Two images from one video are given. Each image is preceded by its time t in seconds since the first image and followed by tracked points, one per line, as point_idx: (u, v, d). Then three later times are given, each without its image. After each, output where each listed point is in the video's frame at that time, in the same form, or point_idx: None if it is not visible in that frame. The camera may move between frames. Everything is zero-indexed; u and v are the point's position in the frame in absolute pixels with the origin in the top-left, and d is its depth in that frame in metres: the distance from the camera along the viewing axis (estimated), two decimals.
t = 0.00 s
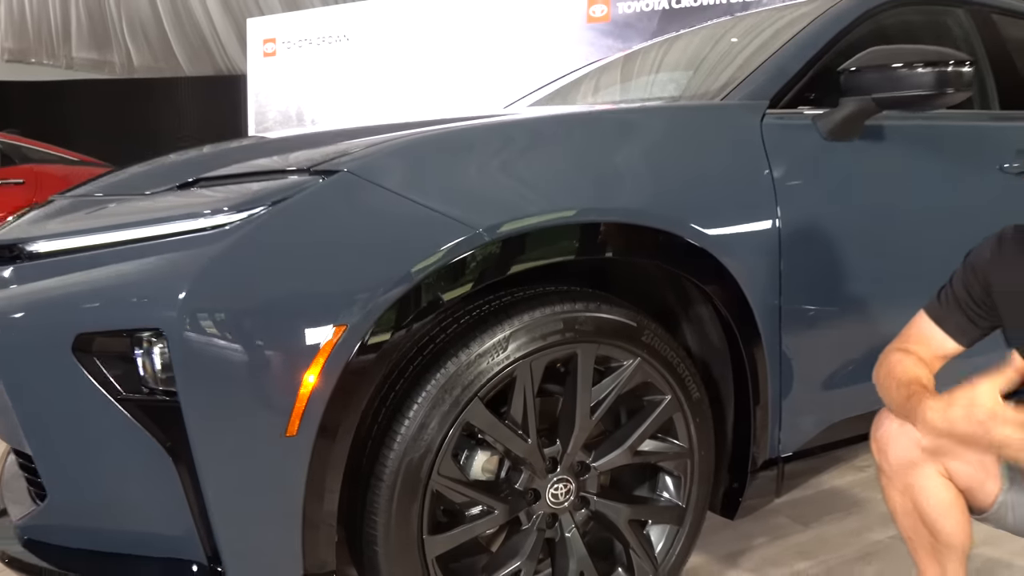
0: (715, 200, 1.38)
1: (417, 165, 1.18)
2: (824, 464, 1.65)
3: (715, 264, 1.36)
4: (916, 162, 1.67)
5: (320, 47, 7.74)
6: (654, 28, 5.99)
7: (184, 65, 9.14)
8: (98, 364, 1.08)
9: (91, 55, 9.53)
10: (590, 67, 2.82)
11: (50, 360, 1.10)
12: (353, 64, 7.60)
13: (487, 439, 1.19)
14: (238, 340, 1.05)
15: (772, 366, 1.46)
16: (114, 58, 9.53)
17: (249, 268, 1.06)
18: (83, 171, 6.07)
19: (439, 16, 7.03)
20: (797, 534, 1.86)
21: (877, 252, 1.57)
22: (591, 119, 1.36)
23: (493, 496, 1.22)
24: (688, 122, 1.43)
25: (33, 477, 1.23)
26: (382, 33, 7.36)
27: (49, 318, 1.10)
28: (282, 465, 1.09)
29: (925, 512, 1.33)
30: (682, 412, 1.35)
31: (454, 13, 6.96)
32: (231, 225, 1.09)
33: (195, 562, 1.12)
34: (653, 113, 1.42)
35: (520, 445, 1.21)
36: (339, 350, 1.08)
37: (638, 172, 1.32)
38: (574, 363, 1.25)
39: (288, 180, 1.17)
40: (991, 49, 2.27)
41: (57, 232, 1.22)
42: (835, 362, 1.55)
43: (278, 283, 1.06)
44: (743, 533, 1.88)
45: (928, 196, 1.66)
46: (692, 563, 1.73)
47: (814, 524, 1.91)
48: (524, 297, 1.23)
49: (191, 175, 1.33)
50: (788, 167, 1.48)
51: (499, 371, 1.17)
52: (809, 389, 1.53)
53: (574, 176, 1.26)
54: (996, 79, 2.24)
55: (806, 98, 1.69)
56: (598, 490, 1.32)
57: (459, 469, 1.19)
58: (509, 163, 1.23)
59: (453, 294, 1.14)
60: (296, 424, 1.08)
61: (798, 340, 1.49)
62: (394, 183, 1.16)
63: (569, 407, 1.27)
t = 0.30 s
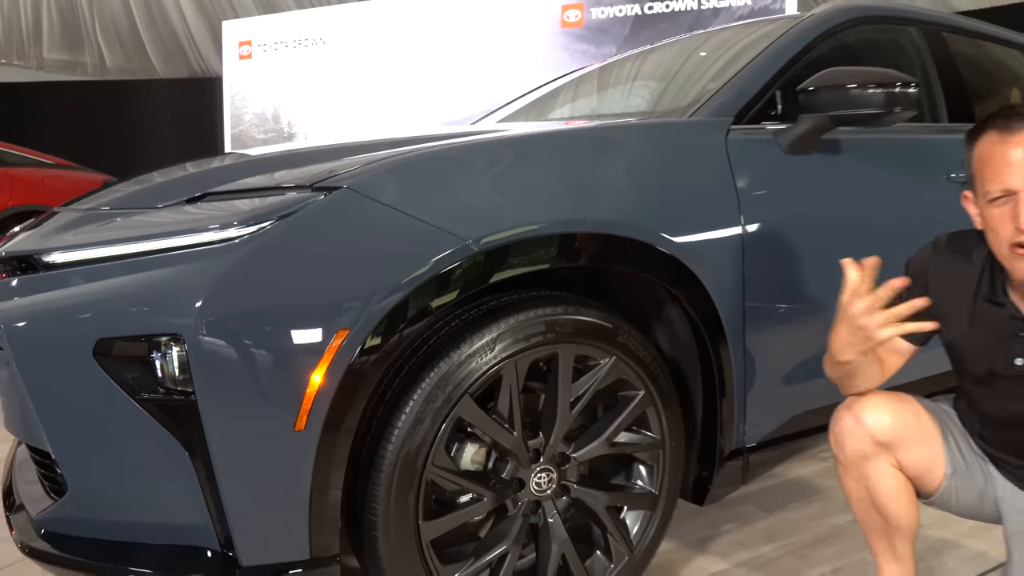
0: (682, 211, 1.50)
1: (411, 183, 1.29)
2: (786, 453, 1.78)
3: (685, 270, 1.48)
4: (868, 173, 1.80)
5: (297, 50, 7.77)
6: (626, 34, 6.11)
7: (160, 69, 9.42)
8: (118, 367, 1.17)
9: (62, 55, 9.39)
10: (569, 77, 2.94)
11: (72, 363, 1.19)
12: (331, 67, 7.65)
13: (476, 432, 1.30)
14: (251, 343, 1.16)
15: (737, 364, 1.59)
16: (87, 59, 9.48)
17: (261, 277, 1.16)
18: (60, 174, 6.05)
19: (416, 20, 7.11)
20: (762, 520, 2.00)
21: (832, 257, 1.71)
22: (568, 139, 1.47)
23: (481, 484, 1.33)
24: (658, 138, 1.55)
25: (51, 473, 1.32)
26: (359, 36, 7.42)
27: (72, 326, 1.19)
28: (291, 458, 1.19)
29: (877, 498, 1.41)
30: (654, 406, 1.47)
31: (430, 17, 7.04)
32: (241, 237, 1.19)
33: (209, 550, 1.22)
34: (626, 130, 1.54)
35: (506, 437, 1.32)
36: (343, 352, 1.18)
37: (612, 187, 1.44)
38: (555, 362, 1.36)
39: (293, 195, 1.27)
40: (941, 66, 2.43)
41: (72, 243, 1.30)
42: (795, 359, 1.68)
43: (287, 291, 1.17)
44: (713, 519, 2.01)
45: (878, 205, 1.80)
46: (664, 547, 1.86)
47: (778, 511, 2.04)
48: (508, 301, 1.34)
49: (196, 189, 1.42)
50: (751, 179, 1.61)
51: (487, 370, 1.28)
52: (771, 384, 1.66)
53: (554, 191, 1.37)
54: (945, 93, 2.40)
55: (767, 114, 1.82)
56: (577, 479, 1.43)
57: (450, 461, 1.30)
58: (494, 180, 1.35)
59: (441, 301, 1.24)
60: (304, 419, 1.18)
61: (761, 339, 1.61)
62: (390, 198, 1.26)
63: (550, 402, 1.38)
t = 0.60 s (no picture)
0: (647, 222, 1.62)
1: (396, 200, 1.40)
2: (747, 445, 1.91)
3: (650, 277, 1.61)
4: (821, 185, 1.94)
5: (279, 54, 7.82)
6: (603, 39, 6.19)
7: (140, 72, 9.43)
8: (129, 370, 1.28)
9: (41, 58, 9.33)
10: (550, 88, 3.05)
11: (88, 366, 1.30)
12: (313, 71, 7.71)
13: (458, 428, 1.42)
14: (251, 349, 1.27)
15: (699, 363, 1.71)
16: (66, 62, 9.45)
17: (259, 288, 1.27)
18: (42, 179, 6.06)
19: (397, 25, 7.18)
20: (728, 509, 2.13)
21: (787, 263, 1.84)
22: (541, 156, 1.59)
23: (463, 476, 1.45)
24: (625, 155, 1.67)
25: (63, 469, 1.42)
26: (341, 40, 7.48)
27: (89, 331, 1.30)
28: (289, 452, 1.30)
29: (826, 487, 1.54)
30: (622, 402, 1.59)
31: (411, 22, 7.12)
32: (241, 252, 1.30)
33: (213, 538, 1.32)
34: (595, 147, 1.66)
35: (485, 432, 1.44)
36: (335, 356, 1.29)
37: (581, 201, 1.56)
38: (530, 363, 1.48)
39: (287, 212, 1.37)
40: (895, 80, 2.57)
41: (81, 257, 1.40)
42: (754, 358, 1.82)
43: (284, 301, 1.28)
44: (682, 509, 2.14)
45: (831, 214, 1.94)
46: (636, 535, 1.98)
47: (743, 500, 2.17)
48: (487, 308, 1.45)
49: (195, 205, 1.52)
50: (711, 192, 1.74)
51: (467, 371, 1.40)
52: (731, 382, 1.79)
53: (528, 206, 1.49)
54: (898, 106, 2.55)
55: (731, 129, 1.94)
56: (552, 471, 1.55)
57: (434, 454, 1.42)
58: (472, 196, 1.46)
59: (426, 308, 1.36)
60: (300, 418, 1.29)
61: (721, 340, 1.74)
62: (377, 214, 1.37)
63: (525, 399, 1.50)
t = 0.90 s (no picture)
0: (615, 230, 1.76)
1: (384, 212, 1.53)
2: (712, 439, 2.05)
3: (618, 281, 1.74)
4: (780, 195, 2.08)
5: (270, 58, 7.92)
6: (589, 45, 6.32)
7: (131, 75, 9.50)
8: (141, 367, 1.41)
9: (33, 62, 9.40)
10: (537, 97, 3.16)
11: (103, 364, 1.43)
12: (303, 76, 7.82)
13: (440, 420, 1.55)
14: (252, 349, 1.40)
15: (665, 362, 1.85)
16: (57, 65, 9.52)
17: (259, 294, 1.41)
18: (35, 181, 6.15)
19: (387, 30, 7.30)
20: (697, 498, 2.27)
21: (747, 269, 1.99)
22: (517, 171, 1.73)
23: (445, 465, 1.58)
24: (595, 169, 1.81)
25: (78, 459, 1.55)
26: (331, 44, 7.58)
27: (104, 333, 1.43)
28: (286, 443, 1.43)
29: (777, 473, 1.68)
30: (593, 397, 1.73)
31: (400, 27, 7.23)
32: (242, 260, 1.43)
33: (218, 522, 1.46)
34: (567, 162, 1.80)
35: (464, 424, 1.58)
36: (328, 354, 1.42)
37: (554, 212, 1.69)
38: (506, 361, 1.62)
39: (283, 224, 1.50)
40: (857, 94, 2.72)
41: (93, 264, 1.53)
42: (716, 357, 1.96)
43: (281, 306, 1.41)
44: (654, 498, 2.28)
45: (788, 223, 2.09)
46: (609, 522, 2.12)
47: (712, 491, 2.32)
48: (467, 311, 1.59)
49: (197, 216, 1.64)
50: (675, 203, 1.88)
51: (447, 368, 1.53)
52: (695, 379, 1.93)
53: (505, 217, 1.63)
54: (860, 119, 2.70)
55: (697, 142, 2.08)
56: (527, 461, 1.69)
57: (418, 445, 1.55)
58: (454, 208, 1.60)
59: (412, 310, 1.49)
60: (296, 410, 1.42)
61: (685, 339, 1.88)
62: (366, 225, 1.50)
63: (502, 394, 1.64)
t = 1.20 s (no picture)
0: (596, 233, 1.87)
1: (381, 216, 1.65)
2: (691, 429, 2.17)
3: (599, 280, 1.86)
4: (755, 199, 2.21)
5: (268, 60, 8.02)
6: (582, 48, 6.43)
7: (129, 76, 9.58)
8: (156, 359, 1.53)
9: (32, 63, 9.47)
10: (531, 102, 3.23)
11: (120, 357, 1.55)
12: (301, 77, 7.92)
13: (433, 409, 1.67)
14: (258, 343, 1.52)
15: (644, 357, 1.97)
16: (57, 66, 9.59)
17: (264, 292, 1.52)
18: (37, 183, 6.24)
19: (382, 32, 7.40)
20: (678, 486, 2.39)
21: (723, 268, 2.11)
22: (505, 179, 1.85)
23: (437, 451, 1.70)
24: (578, 175, 1.93)
25: (96, 445, 1.67)
26: (328, 47, 7.67)
27: (121, 328, 1.55)
28: (290, 429, 1.55)
29: (746, 459, 1.80)
30: (576, 389, 1.85)
31: (396, 30, 7.33)
32: (249, 261, 1.54)
33: (226, 503, 1.58)
34: (552, 168, 1.92)
35: (455, 413, 1.70)
36: (329, 347, 1.54)
37: (539, 216, 1.81)
38: (494, 354, 1.74)
39: (286, 227, 1.62)
40: (833, 101, 2.84)
41: (108, 265, 1.64)
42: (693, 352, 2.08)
43: (284, 303, 1.53)
44: (637, 486, 2.40)
45: (763, 226, 2.21)
46: (594, 508, 2.25)
47: (692, 479, 2.44)
48: (458, 307, 1.70)
49: (205, 219, 1.76)
50: (655, 207, 2.00)
51: (439, 360, 1.65)
52: (674, 373, 2.05)
53: (493, 220, 1.74)
54: (836, 125, 2.82)
55: (677, 149, 2.20)
56: (514, 447, 1.81)
57: (412, 432, 1.67)
58: (447, 213, 1.71)
59: (406, 307, 1.61)
60: (299, 398, 1.54)
61: (663, 335, 2.00)
62: (364, 229, 1.62)
63: (490, 385, 1.76)
